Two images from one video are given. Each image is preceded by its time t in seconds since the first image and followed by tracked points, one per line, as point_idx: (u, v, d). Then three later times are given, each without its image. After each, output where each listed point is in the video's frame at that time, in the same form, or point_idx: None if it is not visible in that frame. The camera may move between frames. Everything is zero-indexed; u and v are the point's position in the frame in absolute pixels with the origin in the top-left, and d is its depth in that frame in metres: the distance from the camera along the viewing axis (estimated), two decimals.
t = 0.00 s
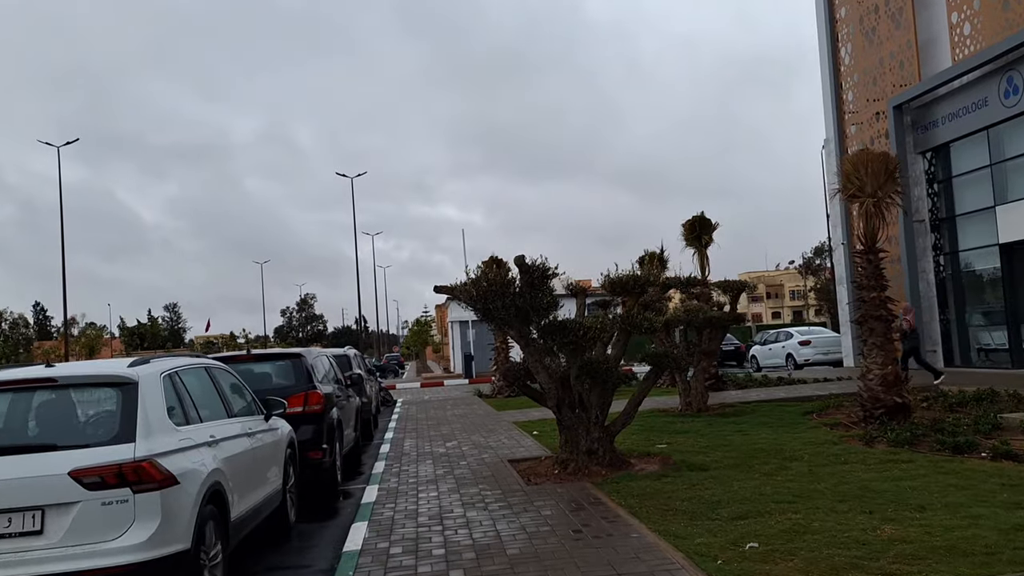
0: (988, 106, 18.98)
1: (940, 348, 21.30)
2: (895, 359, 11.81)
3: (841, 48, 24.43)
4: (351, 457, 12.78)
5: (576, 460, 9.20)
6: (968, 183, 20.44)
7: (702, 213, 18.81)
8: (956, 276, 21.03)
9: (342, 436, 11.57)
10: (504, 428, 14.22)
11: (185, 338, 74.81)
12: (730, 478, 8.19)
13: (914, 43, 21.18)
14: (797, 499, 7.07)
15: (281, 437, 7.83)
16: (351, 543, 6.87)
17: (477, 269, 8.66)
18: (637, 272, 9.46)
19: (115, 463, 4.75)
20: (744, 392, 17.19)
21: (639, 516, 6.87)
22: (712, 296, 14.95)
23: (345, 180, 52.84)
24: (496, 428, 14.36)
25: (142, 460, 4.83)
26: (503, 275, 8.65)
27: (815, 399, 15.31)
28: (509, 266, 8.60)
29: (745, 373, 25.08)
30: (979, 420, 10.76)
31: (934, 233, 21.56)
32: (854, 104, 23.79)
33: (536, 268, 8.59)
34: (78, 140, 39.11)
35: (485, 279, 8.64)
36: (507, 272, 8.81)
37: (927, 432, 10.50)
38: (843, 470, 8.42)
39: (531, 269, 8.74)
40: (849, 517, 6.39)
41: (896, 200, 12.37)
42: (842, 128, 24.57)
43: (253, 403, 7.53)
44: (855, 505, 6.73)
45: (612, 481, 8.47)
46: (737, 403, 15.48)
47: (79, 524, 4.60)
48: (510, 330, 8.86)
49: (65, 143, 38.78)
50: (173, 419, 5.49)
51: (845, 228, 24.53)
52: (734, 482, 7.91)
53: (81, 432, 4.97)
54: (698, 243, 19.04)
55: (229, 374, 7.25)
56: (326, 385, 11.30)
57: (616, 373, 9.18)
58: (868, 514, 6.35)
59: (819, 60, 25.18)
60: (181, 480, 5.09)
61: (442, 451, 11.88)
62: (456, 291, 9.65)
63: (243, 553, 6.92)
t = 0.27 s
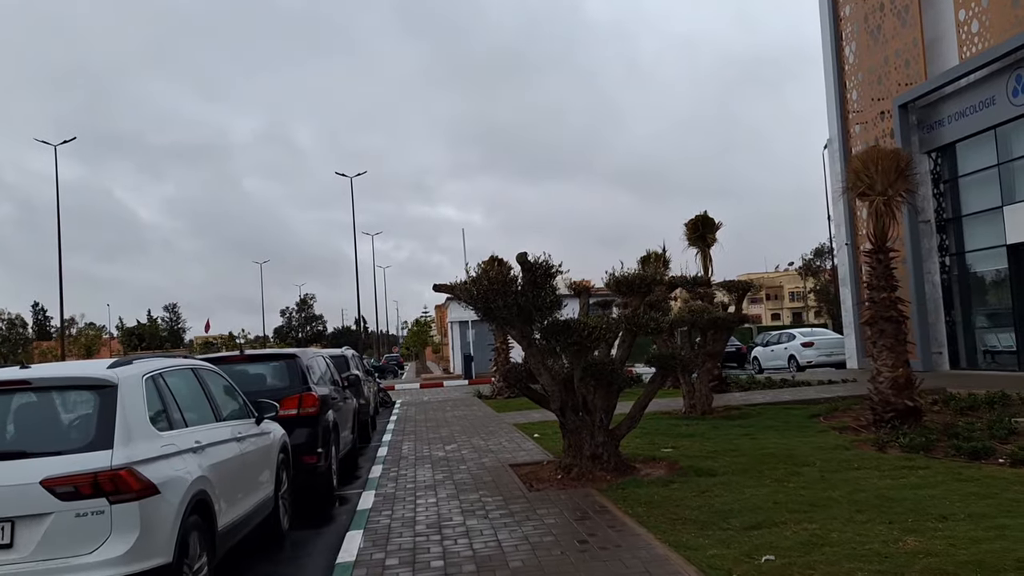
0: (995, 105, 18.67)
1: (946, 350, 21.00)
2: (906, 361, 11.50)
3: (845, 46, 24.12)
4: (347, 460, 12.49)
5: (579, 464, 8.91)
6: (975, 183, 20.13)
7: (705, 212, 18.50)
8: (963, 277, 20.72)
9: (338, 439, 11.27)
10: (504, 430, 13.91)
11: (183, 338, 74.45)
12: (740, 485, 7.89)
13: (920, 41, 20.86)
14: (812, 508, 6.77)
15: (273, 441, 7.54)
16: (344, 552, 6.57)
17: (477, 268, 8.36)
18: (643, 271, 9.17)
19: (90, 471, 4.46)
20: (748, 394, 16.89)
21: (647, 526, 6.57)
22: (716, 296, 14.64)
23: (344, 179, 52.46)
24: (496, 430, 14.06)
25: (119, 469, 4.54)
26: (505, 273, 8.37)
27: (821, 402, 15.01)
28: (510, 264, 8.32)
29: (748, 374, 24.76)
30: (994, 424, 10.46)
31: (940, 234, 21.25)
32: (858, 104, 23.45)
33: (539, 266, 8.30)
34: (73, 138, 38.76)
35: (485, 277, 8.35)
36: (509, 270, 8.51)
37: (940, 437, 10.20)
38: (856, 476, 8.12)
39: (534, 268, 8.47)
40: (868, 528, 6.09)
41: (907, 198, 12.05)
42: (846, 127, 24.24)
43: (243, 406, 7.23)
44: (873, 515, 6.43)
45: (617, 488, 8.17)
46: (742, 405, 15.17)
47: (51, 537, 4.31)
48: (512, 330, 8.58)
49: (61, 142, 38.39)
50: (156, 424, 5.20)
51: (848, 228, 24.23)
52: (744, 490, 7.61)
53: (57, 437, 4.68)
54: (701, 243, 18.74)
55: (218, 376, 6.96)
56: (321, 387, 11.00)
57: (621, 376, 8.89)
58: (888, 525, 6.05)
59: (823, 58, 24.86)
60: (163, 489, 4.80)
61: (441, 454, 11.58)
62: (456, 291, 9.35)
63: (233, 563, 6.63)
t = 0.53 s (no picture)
0: (1004, 99, 18.35)
1: (954, 348, 20.69)
2: (919, 360, 11.18)
3: (851, 40, 23.81)
4: (346, 462, 12.18)
5: (585, 467, 8.61)
6: (983, 178, 19.82)
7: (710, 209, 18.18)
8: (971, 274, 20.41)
9: (336, 440, 10.96)
10: (507, 431, 13.60)
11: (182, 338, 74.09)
12: (754, 489, 7.59)
13: (927, 35, 20.55)
14: (831, 514, 6.46)
15: (267, 444, 7.23)
16: (341, 561, 6.27)
17: (480, 264, 8.06)
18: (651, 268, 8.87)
19: (66, 479, 4.17)
20: (754, 394, 16.57)
21: (659, 533, 6.26)
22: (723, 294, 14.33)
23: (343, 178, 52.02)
24: (497, 431, 13.74)
25: (95, 477, 4.24)
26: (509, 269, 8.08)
27: (830, 402, 14.70)
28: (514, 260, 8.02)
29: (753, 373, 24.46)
30: (1012, 425, 10.15)
31: (948, 230, 20.93)
32: (864, 99, 23.13)
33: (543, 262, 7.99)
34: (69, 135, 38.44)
35: (488, 273, 8.05)
36: (512, 266, 8.20)
37: (957, 437, 9.89)
38: (874, 479, 7.82)
39: (539, 263, 8.16)
40: (892, 536, 5.79)
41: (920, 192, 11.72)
42: (851, 123, 23.91)
43: (234, 407, 6.91)
44: (896, 522, 6.13)
45: (626, 492, 7.86)
46: (749, 405, 14.86)
47: (23, 550, 4.02)
48: (515, 329, 8.27)
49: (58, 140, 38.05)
50: (140, 428, 4.90)
51: (854, 225, 23.92)
52: (758, 494, 7.30)
53: (31, 442, 4.38)
54: (706, 240, 18.43)
55: (209, 376, 6.65)
56: (319, 388, 10.69)
57: (629, 376, 8.57)
58: (914, 533, 5.75)
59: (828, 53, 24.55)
60: (146, 498, 4.50)
61: (442, 456, 11.27)
62: (457, 288, 9.03)
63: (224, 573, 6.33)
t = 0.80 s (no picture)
0: (1013, 95, 18.03)
1: (961, 348, 20.38)
2: (932, 361, 10.87)
3: (855, 37, 23.53)
4: (342, 465, 11.85)
5: (589, 472, 8.28)
6: (991, 176, 19.50)
7: (713, 206, 17.88)
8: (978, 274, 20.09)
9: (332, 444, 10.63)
10: (508, 434, 13.27)
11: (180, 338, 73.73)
12: (767, 495, 7.27)
13: (934, 30, 20.27)
14: (851, 523, 6.14)
15: (257, 449, 6.89)
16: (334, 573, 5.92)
17: (481, 261, 7.73)
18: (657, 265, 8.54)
19: (33, 491, 3.84)
20: (760, 395, 16.25)
21: (670, 543, 5.94)
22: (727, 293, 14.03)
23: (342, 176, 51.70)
24: (497, 433, 13.42)
25: (64, 488, 3.91)
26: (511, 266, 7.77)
27: (838, 403, 14.37)
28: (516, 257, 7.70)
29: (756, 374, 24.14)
30: None
31: (954, 229, 20.61)
32: (869, 95, 22.88)
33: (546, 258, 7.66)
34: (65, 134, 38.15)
35: (489, 270, 7.73)
36: (513, 263, 7.86)
37: (973, 441, 9.57)
38: (892, 485, 7.49)
39: (541, 260, 7.83)
40: (918, 547, 5.46)
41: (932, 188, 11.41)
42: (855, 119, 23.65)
43: (222, 411, 6.58)
44: (920, 532, 5.81)
45: (632, 499, 7.53)
46: (754, 407, 14.54)
47: None
48: (517, 329, 7.93)
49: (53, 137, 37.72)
50: (117, 434, 4.57)
51: (858, 224, 23.61)
52: (772, 501, 6.97)
53: None
54: (709, 238, 18.12)
55: (195, 378, 6.32)
56: (314, 389, 10.36)
57: (635, 377, 8.24)
58: (942, 545, 5.42)
59: (831, 49, 24.25)
60: (121, 510, 4.17)
61: (440, 460, 10.95)
62: (457, 286, 8.71)
63: None
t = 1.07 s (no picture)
0: None
1: (970, 351, 20.02)
2: (950, 364, 10.51)
3: (863, 34, 23.29)
4: (339, 472, 11.49)
5: (596, 481, 7.92)
6: (1002, 175, 19.14)
7: (720, 205, 17.52)
8: (988, 275, 19.72)
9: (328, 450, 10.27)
10: (510, 439, 12.89)
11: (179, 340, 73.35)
12: (784, 506, 6.90)
13: (944, 27, 20.04)
14: (876, 537, 5.77)
15: (246, 457, 6.50)
16: None
17: (483, 259, 7.37)
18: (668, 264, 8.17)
19: None
20: (767, 399, 15.88)
21: (684, 559, 5.56)
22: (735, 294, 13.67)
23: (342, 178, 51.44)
24: (499, 439, 13.05)
25: (28, 505, 3.54)
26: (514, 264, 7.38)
27: (849, 408, 14.00)
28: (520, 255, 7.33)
29: (761, 378, 23.76)
30: None
31: (964, 229, 20.24)
32: (878, 93, 22.72)
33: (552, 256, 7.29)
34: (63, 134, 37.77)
35: (491, 269, 7.35)
36: (516, 261, 7.48)
37: (994, 448, 9.19)
38: (915, 496, 7.12)
39: (546, 258, 7.47)
40: (952, 564, 5.09)
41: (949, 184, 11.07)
42: (863, 118, 23.47)
43: (208, 417, 6.20)
44: (952, 547, 5.44)
45: (642, 510, 7.16)
46: (763, 412, 14.17)
47: None
48: (520, 331, 7.56)
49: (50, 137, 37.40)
50: (90, 444, 4.19)
51: (867, 224, 23.50)
52: (791, 513, 6.60)
53: None
54: (715, 238, 17.78)
55: (178, 382, 5.93)
56: (309, 393, 9.99)
57: (644, 381, 7.87)
58: (978, 562, 5.05)
59: (840, 47, 24.03)
60: (93, 528, 3.79)
61: (440, 467, 10.57)
62: (458, 286, 8.34)
63: None
